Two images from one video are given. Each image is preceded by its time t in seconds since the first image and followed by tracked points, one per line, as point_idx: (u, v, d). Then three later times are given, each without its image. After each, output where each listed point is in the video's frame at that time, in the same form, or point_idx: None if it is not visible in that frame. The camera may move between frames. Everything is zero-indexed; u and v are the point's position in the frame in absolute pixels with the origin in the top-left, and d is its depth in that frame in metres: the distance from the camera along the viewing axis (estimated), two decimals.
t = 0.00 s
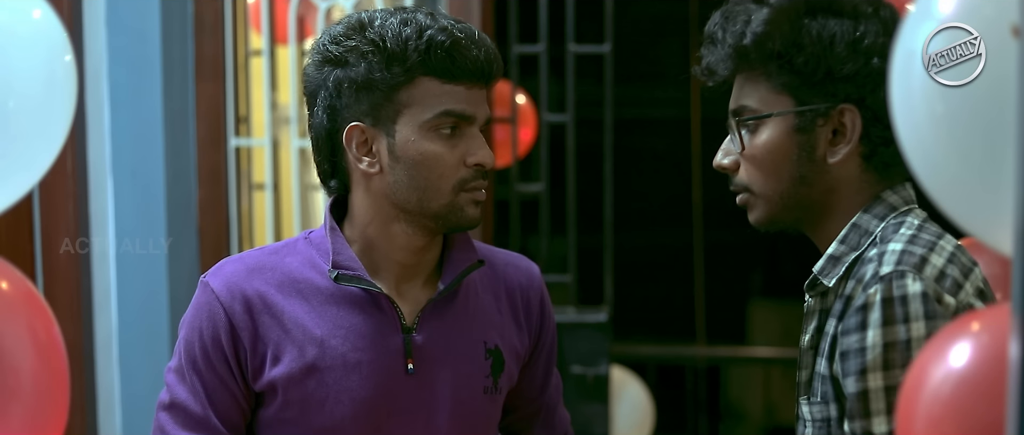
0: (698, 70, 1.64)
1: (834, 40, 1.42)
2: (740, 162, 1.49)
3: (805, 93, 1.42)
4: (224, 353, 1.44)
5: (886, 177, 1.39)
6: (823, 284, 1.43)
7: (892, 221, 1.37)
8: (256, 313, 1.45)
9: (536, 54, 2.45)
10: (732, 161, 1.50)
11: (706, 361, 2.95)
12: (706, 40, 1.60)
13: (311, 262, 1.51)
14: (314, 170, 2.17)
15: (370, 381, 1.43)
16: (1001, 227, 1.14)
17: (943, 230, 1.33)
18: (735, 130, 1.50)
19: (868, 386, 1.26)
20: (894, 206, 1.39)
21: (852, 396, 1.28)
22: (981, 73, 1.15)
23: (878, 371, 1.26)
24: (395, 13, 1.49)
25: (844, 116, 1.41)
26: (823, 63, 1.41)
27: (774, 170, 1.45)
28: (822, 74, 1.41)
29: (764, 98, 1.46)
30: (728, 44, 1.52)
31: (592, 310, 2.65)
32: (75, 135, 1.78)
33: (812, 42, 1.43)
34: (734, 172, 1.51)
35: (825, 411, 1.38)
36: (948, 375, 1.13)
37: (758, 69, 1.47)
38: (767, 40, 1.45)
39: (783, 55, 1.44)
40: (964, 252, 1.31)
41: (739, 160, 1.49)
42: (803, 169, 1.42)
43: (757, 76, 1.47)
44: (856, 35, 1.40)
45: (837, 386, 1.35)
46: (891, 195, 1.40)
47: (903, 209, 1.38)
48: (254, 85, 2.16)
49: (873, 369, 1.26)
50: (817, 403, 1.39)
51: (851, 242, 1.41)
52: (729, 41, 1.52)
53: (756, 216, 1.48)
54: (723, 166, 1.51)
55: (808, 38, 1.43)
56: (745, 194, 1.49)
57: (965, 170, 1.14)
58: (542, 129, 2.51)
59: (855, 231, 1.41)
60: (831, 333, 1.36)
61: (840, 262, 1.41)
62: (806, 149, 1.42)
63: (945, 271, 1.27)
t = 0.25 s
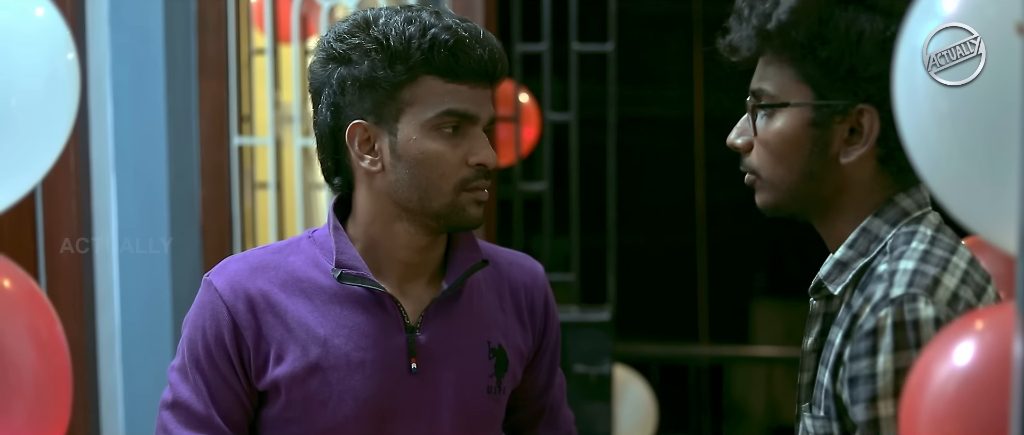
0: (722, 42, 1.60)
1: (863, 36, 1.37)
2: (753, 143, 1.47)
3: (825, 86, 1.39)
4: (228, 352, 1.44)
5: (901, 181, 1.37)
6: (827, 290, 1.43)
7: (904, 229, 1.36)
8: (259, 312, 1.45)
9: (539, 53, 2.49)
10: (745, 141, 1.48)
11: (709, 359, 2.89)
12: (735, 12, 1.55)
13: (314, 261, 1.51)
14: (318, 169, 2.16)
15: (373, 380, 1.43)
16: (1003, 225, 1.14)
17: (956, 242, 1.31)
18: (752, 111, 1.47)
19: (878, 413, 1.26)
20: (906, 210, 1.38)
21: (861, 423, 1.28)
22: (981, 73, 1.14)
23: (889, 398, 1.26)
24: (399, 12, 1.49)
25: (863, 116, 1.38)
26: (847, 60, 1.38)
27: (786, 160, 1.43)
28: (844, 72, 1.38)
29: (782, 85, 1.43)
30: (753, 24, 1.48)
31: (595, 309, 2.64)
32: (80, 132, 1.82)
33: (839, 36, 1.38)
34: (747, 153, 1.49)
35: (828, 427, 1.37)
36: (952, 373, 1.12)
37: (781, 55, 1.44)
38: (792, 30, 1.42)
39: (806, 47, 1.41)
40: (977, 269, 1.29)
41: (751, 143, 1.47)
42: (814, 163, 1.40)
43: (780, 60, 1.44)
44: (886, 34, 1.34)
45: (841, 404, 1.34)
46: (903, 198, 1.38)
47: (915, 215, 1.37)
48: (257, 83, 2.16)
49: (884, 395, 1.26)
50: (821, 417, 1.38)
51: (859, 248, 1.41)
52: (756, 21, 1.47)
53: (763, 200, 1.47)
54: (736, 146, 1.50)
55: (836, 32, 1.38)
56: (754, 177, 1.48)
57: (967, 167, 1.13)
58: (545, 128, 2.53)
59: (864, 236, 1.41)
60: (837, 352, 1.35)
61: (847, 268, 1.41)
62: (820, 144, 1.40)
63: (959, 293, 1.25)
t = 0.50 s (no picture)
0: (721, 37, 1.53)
1: (865, 34, 1.31)
2: (754, 144, 1.42)
3: (825, 87, 1.34)
4: (227, 351, 1.44)
5: (906, 183, 1.32)
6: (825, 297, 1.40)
7: (901, 239, 1.30)
8: (259, 312, 1.45)
9: (538, 52, 2.44)
10: (746, 141, 1.43)
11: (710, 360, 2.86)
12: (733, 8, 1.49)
13: (314, 261, 1.51)
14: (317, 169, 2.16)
15: (373, 380, 1.43)
16: (1003, 222, 1.14)
17: (954, 256, 1.26)
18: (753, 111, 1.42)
19: None
20: (907, 218, 1.32)
21: None
22: (981, 73, 1.14)
23: (878, 422, 1.23)
24: (397, 10, 1.49)
25: (865, 117, 1.32)
26: (850, 59, 1.32)
27: (787, 163, 1.37)
28: (844, 72, 1.32)
29: (781, 84, 1.37)
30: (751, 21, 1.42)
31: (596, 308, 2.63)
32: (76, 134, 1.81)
33: (839, 35, 1.32)
34: (749, 152, 1.44)
35: None
36: (951, 372, 1.11)
37: (780, 54, 1.38)
38: (791, 27, 1.36)
39: (806, 45, 1.35)
40: (973, 285, 1.24)
41: (754, 143, 1.42)
42: (815, 165, 1.35)
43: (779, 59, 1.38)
44: (891, 33, 1.29)
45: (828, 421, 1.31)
46: (905, 205, 1.33)
47: (916, 223, 1.31)
48: (256, 81, 2.15)
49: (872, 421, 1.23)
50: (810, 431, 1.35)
51: (857, 255, 1.36)
52: (754, 18, 1.41)
53: (766, 202, 1.42)
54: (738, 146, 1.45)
55: (836, 29, 1.33)
56: (757, 179, 1.43)
57: (969, 166, 1.13)
58: (544, 127, 2.48)
59: (863, 243, 1.35)
60: (824, 369, 1.31)
61: (843, 276, 1.37)
62: (823, 145, 1.35)
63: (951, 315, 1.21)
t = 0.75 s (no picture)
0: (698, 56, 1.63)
1: (835, 41, 1.43)
2: (742, 165, 1.51)
3: (804, 100, 1.44)
4: (225, 352, 1.44)
5: (899, 187, 1.39)
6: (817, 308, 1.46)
7: (892, 249, 1.37)
8: (257, 313, 1.45)
9: (537, 53, 2.40)
10: (734, 163, 1.52)
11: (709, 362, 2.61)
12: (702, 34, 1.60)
13: (312, 263, 1.51)
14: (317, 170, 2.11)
15: (371, 382, 1.43)
16: (998, 224, 1.14)
17: (944, 268, 1.32)
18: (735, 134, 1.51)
19: None
20: (900, 226, 1.38)
21: None
22: (981, 73, 1.14)
23: None
24: (391, 11, 1.49)
25: (850, 124, 1.42)
26: (823, 68, 1.43)
27: (779, 179, 1.47)
28: (824, 79, 1.43)
29: (760, 102, 1.46)
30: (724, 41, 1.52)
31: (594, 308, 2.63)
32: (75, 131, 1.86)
33: (811, 44, 1.44)
34: (737, 174, 1.53)
35: None
36: (947, 373, 1.12)
37: (754, 71, 1.47)
38: (761, 44, 1.46)
39: (778, 60, 1.45)
40: (962, 298, 1.29)
41: (741, 165, 1.51)
42: (806, 179, 1.45)
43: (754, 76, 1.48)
44: (861, 35, 1.41)
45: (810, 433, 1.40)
46: (899, 213, 1.39)
47: (910, 231, 1.37)
48: (255, 83, 2.12)
49: None
50: None
51: (849, 266, 1.43)
52: (725, 39, 1.52)
53: (760, 219, 1.53)
54: (726, 168, 1.53)
55: (806, 39, 1.45)
56: (750, 198, 1.53)
57: (964, 167, 1.13)
58: (544, 128, 2.44)
59: (855, 255, 1.42)
60: (806, 383, 1.39)
61: (835, 287, 1.43)
62: (810, 158, 1.45)
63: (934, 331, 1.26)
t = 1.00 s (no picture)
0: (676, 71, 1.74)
1: (807, 52, 1.55)
2: (728, 185, 1.62)
3: (784, 115, 1.55)
4: (224, 351, 1.45)
5: (887, 191, 1.48)
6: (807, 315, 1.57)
7: (880, 258, 1.47)
8: (255, 312, 1.45)
9: (537, 53, 2.42)
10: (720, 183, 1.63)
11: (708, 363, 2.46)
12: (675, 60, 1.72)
13: (310, 262, 1.51)
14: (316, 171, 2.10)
15: (368, 381, 1.43)
16: (994, 223, 1.12)
17: (931, 278, 1.41)
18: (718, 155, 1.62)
19: None
20: (889, 234, 1.47)
21: None
22: (982, 73, 1.15)
23: None
24: (380, 12, 1.50)
25: (831, 133, 1.53)
26: (799, 78, 1.55)
27: (767, 193, 1.59)
28: (801, 90, 1.54)
29: (738, 119, 1.57)
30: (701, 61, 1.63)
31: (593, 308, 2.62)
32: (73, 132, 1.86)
33: (784, 56, 1.56)
34: (724, 193, 1.64)
35: None
36: (942, 373, 1.12)
37: (730, 88, 1.58)
38: (734, 62, 1.57)
39: (753, 75, 1.56)
40: (948, 310, 1.36)
41: (728, 183, 1.61)
42: (794, 191, 1.56)
43: (730, 93, 1.58)
44: (833, 44, 1.52)
45: None
46: (888, 220, 1.48)
47: (898, 238, 1.46)
48: (255, 83, 2.13)
49: None
50: None
51: (837, 274, 1.53)
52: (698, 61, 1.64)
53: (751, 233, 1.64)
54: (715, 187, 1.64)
55: (778, 53, 1.56)
56: (740, 215, 1.64)
57: (958, 168, 1.13)
58: (544, 129, 2.45)
59: (843, 263, 1.53)
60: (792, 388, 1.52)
61: (825, 295, 1.54)
62: (796, 171, 1.56)
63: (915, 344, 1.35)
